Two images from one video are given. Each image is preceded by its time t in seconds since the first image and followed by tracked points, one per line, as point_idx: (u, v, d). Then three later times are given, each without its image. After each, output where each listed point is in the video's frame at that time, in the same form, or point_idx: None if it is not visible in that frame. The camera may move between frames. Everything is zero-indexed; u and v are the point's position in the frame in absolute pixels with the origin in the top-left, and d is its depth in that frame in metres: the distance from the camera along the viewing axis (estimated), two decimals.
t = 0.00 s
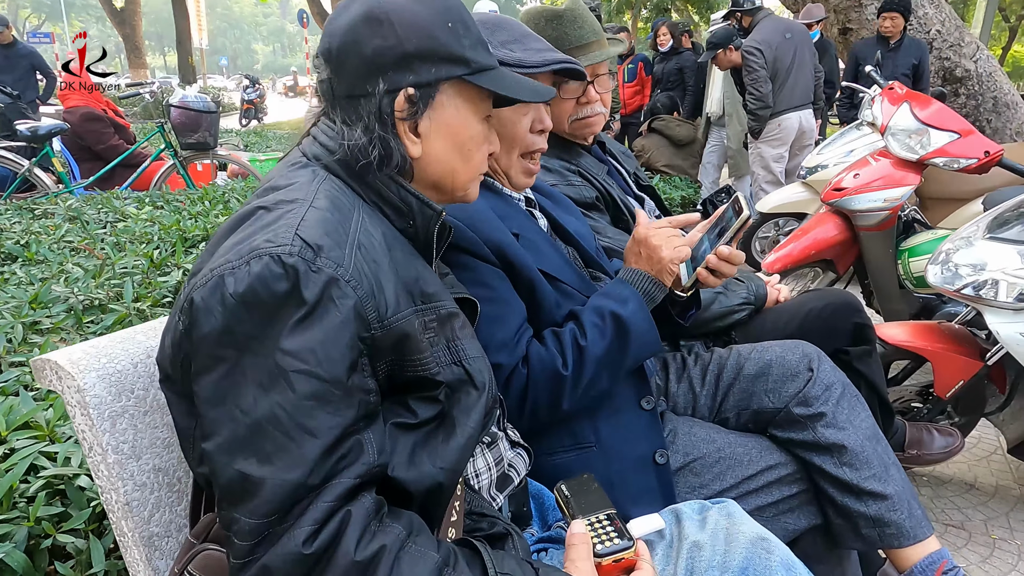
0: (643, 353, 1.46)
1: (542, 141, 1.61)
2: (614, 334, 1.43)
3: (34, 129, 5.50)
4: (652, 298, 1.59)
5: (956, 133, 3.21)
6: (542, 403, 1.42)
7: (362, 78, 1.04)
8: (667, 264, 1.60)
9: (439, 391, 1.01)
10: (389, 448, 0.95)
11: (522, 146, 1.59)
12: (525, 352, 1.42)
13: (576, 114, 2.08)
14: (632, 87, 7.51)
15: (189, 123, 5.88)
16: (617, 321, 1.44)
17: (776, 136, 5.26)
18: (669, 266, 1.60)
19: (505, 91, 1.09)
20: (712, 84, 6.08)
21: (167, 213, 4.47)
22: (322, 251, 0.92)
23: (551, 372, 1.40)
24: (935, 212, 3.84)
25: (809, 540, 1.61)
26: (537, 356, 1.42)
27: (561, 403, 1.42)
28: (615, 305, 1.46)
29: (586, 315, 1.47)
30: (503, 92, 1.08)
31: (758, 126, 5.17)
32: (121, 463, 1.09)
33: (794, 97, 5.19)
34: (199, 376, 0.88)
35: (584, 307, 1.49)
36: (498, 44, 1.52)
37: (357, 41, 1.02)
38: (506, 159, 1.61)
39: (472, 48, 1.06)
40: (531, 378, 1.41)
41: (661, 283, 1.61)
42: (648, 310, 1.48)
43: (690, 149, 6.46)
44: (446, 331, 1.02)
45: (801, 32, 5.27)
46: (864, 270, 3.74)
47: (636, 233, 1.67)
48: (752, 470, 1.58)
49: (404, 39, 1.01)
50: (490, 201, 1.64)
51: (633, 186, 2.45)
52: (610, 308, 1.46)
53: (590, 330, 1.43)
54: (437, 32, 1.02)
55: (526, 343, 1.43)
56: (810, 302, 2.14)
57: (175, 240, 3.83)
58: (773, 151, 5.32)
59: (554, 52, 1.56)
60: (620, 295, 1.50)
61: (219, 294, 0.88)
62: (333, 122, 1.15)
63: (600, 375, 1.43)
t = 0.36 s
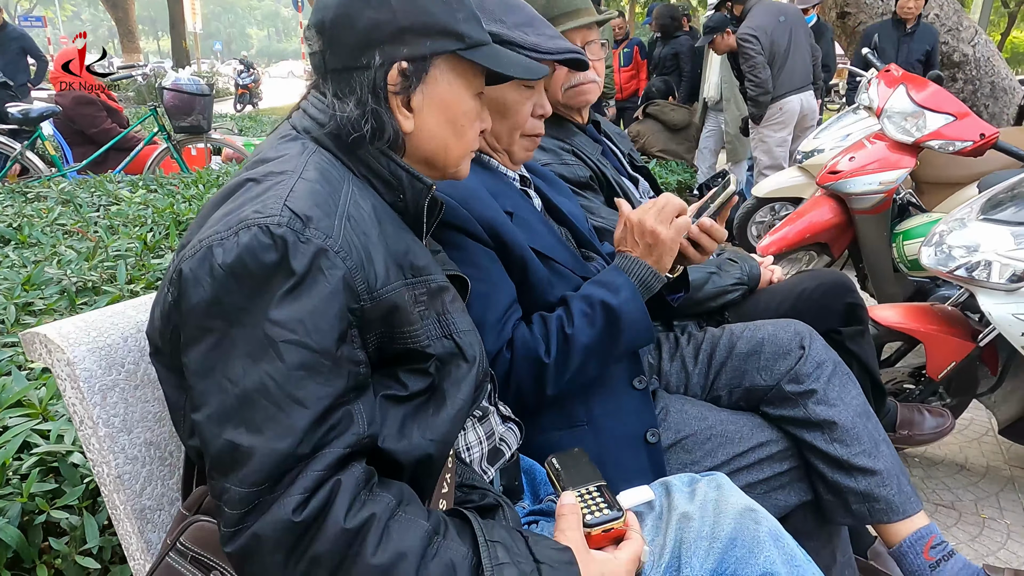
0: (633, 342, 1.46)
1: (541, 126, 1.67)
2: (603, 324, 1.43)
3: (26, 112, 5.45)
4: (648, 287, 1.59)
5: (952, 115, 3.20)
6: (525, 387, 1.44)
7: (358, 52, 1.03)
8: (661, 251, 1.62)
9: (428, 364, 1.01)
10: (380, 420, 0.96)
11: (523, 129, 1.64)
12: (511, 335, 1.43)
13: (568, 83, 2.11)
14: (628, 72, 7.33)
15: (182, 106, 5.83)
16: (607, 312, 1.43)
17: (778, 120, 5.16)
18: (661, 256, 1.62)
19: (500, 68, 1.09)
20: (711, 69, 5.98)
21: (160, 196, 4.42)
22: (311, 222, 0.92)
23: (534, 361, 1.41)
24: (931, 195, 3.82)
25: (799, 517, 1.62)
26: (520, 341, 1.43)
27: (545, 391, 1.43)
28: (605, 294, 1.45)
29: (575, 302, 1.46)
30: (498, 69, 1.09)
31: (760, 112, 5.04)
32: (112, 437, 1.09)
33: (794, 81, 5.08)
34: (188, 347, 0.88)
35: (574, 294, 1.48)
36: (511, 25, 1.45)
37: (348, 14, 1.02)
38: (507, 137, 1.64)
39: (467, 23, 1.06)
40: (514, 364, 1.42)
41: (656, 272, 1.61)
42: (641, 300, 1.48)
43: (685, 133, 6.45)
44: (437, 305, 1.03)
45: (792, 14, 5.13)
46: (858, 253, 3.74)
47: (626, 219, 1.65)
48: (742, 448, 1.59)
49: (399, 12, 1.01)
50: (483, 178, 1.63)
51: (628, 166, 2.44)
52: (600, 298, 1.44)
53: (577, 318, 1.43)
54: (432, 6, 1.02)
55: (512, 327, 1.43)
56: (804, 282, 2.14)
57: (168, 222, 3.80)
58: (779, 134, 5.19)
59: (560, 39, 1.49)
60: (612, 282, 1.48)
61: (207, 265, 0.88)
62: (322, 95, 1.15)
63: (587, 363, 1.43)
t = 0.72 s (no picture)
0: (637, 328, 1.48)
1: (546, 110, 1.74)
2: (613, 305, 1.45)
3: (19, 98, 5.41)
4: (658, 273, 1.58)
5: (947, 101, 3.23)
6: (533, 358, 1.43)
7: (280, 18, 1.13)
8: (674, 236, 1.64)
9: (422, 332, 1.04)
10: (378, 392, 0.97)
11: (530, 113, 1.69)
12: (519, 308, 1.43)
13: (565, 64, 2.12)
14: (625, 62, 7.17)
15: (177, 92, 5.79)
16: (618, 293, 1.46)
17: (783, 108, 5.11)
18: (674, 239, 1.64)
19: None
20: (708, 55, 5.91)
21: (156, 183, 4.40)
22: (294, 193, 0.94)
23: (543, 334, 1.42)
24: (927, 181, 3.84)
25: (794, 493, 1.65)
26: (531, 313, 1.43)
27: (552, 366, 1.44)
28: (616, 277, 1.48)
29: (586, 283, 1.48)
30: None
31: (763, 101, 5.01)
32: (116, 411, 1.11)
33: (795, 66, 5.06)
34: (185, 324, 0.89)
35: (585, 276, 1.50)
36: (526, 10, 1.58)
37: None
38: (514, 120, 1.69)
39: None
40: (524, 335, 1.41)
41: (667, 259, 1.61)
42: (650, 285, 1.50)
43: (680, 121, 6.45)
44: (423, 277, 1.05)
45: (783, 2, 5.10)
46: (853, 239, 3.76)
47: (643, 213, 1.72)
48: (737, 426, 1.61)
49: None
50: (485, 159, 1.65)
51: (625, 150, 2.46)
52: (612, 280, 1.47)
53: (588, 296, 1.45)
54: None
55: (519, 301, 1.44)
56: (799, 265, 2.16)
57: (165, 208, 3.78)
58: (786, 120, 5.13)
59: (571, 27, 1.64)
60: (623, 266, 1.51)
61: (197, 242, 0.89)
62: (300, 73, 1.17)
63: (594, 346, 1.45)
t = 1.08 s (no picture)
0: (645, 304, 1.50)
1: (524, 87, 1.68)
2: (620, 280, 1.48)
3: (13, 91, 5.38)
4: (662, 251, 1.60)
5: (941, 95, 3.25)
6: (541, 339, 1.45)
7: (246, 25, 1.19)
8: (677, 214, 1.66)
9: (409, 312, 1.06)
10: (375, 378, 0.99)
11: (498, 89, 1.67)
12: (525, 288, 1.46)
13: (563, 52, 2.13)
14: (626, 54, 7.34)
15: (173, 85, 5.77)
16: (623, 270, 1.48)
17: (784, 101, 5.12)
18: (679, 217, 1.65)
19: None
20: (703, 50, 5.86)
21: (152, 176, 4.39)
22: (274, 181, 0.95)
23: (550, 310, 1.43)
24: (921, 174, 3.87)
25: (789, 481, 1.67)
26: (537, 292, 1.45)
27: (561, 343, 1.44)
28: (621, 255, 1.50)
29: (591, 262, 1.50)
30: None
31: (766, 94, 4.99)
32: (121, 399, 1.13)
33: (793, 60, 5.08)
34: (178, 316, 0.90)
35: (591, 255, 1.52)
36: None
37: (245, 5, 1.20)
38: (485, 99, 1.68)
39: None
40: (530, 315, 1.43)
41: (670, 237, 1.63)
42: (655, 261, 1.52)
43: (676, 114, 6.46)
44: (406, 258, 1.09)
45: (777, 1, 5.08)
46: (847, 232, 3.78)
47: (648, 191, 1.72)
48: (733, 415, 1.63)
49: None
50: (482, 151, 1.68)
51: (621, 142, 2.48)
52: (617, 258, 1.49)
53: (593, 273, 1.47)
54: None
55: (524, 281, 1.46)
56: (793, 257, 2.18)
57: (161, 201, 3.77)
58: (785, 114, 5.14)
59: None
60: (629, 245, 1.53)
61: (184, 234, 0.90)
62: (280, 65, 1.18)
63: (600, 325, 1.47)
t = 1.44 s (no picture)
0: (628, 298, 1.51)
1: (505, 77, 1.68)
2: (601, 278, 1.49)
3: (6, 89, 5.34)
4: (644, 247, 1.62)
5: (933, 94, 3.27)
6: (528, 337, 1.46)
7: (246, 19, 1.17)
8: (657, 210, 1.66)
9: (404, 313, 1.08)
10: (368, 378, 1.00)
11: (483, 84, 1.67)
12: (511, 290, 1.47)
13: (555, 51, 2.13)
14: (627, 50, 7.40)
15: (167, 84, 5.74)
16: (605, 268, 1.49)
17: (777, 99, 5.13)
18: (658, 213, 1.65)
19: None
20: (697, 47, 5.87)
21: (147, 174, 4.39)
22: (269, 185, 0.96)
23: (535, 311, 1.44)
24: (914, 172, 3.88)
25: (779, 477, 1.69)
26: (522, 294, 1.46)
27: (546, 342, 1.46)
28: (603, 254, 1.51)
29: (574, 261, 1.51)
30: None
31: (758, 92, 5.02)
32: (117, 399, 1.14)
33: (788, 57, 5.07)
34: (172, 318, 0.91)
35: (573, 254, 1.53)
36: None
37: None
38: (471, 95, 1.69)
39: None
40: (516, 317, 1.45)
41: (652, 233, 1.65)
42: (636, 258, 1.53)
43: (671, 112, 6.46)
44: (401, 260, 1.10)
45: None
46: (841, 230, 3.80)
47: (626, 184, 1.71)
48: (725, 412, 1.65)
49: None
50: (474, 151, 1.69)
51: (616, 143, 2.49)
52: (599, 256, 1.50)
53: (577, 273, 1.48)
54: None
55: (511, 283, 1.48)
56: (785, 256, 2.20)
57: (156, 199, 3.77)
58: (778, 112, 5.16)
59: None
60: (610, 242, 1.54)
61: (179, 237, 0.91)
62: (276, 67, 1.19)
63: (585, 321, 1.49)
